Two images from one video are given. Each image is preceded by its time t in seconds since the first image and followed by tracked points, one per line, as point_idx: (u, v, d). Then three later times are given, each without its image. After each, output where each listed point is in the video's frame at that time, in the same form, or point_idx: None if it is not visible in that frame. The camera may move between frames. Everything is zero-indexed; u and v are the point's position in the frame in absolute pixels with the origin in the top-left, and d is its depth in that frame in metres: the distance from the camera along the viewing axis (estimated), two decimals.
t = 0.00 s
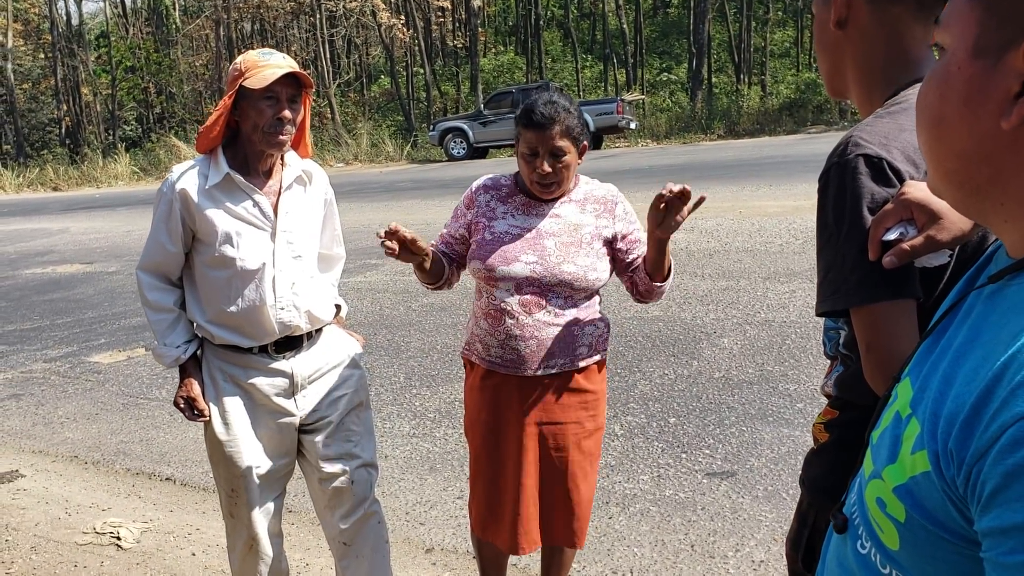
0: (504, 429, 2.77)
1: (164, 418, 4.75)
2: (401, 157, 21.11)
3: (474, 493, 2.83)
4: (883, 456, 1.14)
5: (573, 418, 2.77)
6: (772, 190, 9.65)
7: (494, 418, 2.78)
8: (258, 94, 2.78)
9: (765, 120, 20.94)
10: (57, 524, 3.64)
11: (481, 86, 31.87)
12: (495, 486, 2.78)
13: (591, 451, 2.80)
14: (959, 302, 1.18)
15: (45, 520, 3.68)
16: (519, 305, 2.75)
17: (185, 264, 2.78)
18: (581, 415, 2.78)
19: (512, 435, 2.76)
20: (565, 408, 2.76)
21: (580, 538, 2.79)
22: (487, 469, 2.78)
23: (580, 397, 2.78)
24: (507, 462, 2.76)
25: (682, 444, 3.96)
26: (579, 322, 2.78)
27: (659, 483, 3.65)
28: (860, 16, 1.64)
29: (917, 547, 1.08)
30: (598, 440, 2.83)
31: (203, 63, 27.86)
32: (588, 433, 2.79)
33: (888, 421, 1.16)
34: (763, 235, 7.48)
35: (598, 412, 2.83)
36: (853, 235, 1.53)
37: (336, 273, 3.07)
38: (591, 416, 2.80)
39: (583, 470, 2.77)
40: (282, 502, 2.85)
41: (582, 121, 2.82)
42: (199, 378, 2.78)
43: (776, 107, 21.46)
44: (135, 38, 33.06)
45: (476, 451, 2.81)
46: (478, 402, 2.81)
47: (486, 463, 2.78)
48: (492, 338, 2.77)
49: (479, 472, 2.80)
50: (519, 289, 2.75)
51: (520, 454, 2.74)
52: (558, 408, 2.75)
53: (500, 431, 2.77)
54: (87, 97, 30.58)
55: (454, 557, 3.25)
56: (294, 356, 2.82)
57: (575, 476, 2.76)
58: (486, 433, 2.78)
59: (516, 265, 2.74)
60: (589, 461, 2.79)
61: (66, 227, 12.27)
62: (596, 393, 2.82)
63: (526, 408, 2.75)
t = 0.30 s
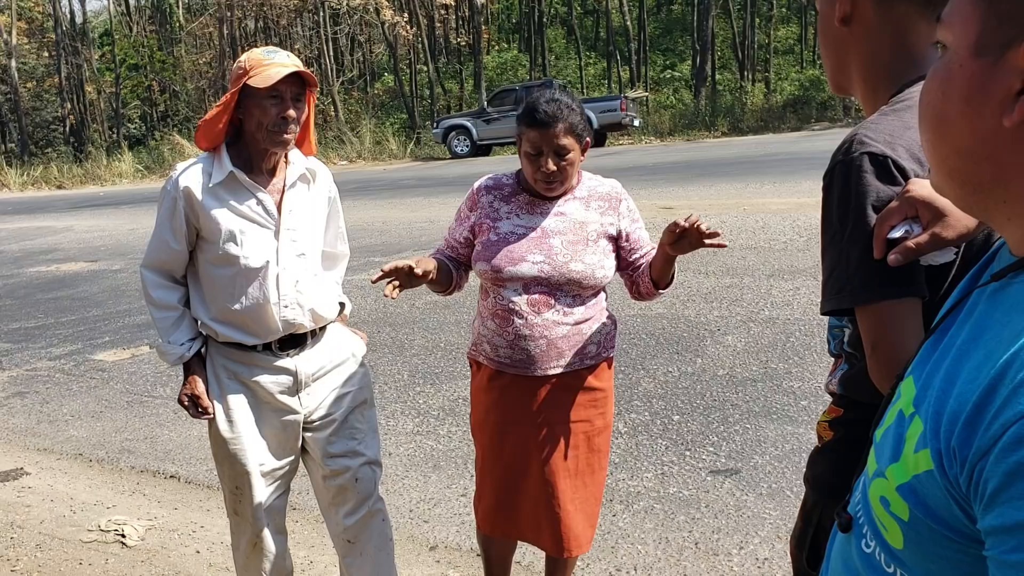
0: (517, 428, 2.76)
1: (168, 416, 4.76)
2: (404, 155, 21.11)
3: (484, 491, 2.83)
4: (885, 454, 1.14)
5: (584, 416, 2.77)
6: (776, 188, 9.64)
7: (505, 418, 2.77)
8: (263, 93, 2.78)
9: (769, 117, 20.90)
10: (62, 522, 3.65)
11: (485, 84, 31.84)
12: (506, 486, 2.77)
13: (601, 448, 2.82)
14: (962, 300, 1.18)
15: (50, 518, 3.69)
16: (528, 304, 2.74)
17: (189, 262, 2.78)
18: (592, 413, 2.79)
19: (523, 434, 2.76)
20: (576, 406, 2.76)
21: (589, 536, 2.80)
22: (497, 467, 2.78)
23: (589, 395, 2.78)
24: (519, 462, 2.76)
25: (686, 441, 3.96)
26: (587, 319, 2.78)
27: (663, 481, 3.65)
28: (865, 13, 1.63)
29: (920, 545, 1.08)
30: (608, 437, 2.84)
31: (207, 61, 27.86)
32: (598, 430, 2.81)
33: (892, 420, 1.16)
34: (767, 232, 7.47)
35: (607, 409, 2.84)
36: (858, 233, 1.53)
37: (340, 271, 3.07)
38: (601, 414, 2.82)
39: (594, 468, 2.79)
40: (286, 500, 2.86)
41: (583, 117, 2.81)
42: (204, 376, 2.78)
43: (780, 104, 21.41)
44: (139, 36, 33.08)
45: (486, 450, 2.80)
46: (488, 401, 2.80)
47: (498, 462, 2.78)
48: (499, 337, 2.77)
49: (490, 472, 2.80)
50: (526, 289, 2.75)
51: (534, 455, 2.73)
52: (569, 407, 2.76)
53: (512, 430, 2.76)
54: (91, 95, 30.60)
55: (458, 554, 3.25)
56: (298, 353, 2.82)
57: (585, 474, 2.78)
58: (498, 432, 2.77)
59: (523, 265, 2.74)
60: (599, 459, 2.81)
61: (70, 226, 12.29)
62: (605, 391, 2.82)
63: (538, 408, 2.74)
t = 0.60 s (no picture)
0: (516, 425, 2.76)
1: (169, 413, 4.76)
2: (404, 151, 21.09)
3: (484, 488, 2.83)
4: (887, 454, 1.14)
5: (583, 412, 2.77)
6: (776, 184, 9.62)
7: (505, 415, 2.77)
8: (267, 91, 2.77)
9: (769, 112, 20.86)
10: (62, 519, 3.65)
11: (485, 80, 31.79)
12: (505, 484, 2.78)
13: (602, 445, 2.81)
14: (964, 298, 1.18)
15: (51, 515, 3.69)
16: (527, 300, 2.74)
17: (189, 259, 2.78)
18: (591, 409, 2.79)
19: (522, 431, 2.76)
20: (576, 402, 2.76)
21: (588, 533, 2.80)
22: (499, 463, 2.79)
23: (589, 390, 2.78)
24: (518, 459, 2.76)
25: (686, 438, 3.96)
26: (587, 314, 2.77)
27: (663, 477, 3.65)
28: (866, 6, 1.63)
29: (923, 545, 1.08)
30: (609, 433, 2.84)
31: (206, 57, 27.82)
32: (598, 427, 2.80)
33: (894, 419, 1.15)
34: (767, 228, 7.46)
35: (607, 406, 2.83)
36: (859, 229, 1.53)
37: (340, 268, 3.06)
38: (601, 410, 2.81)
39: (594, 464, 2.79)
40: (287, 498, 2.86)
41: (578, 111, 2.85)
42: (204, 373, 2.78)
43: (780, 100, 21.36)
44: (138, 33, 33.04)
45: (487, 446, 2.80)
46: (488, 398, 2.80)
47: (498, 459, 2.78)
48: (499, 333, 2.77)
49: (490, 469, 2.80)
50: (526, 283, 2.75)
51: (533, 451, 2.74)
52: (568, 403, 2.76)
53: (512, 427, 2.77)
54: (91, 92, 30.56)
55: (458, 551, 3.25)
56: (299, 350, 2.82)
57: (585, 470, 2.78)
58: (497, 429, 2.78)
59: (522, 260, 2.74)
60: (599, 455, 2.81)
61: (69, 223, 12.28)
62: (605, 387, 2.82)
63: (537, 404, 2.74)
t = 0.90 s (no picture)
0: (511, 422, 2.76)
1: (169, 412, 4.76)
2: (405, 150, 21.09)
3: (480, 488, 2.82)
4: (894, 457, 1.13)
5: (578, 410, 2.76)
6: (777, 183, 9.61)
7: (500, 413, 2.77)
8: (272, 91, 2.76)
9: (770, 112, 20.82)
10: (63, 518, 3.65)
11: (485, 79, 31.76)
12: (500, 482, 2.77)
13: (596, 444, 2.80)
14: (971, 299, 1.17)
15: (51, 513, 3.69)
16: (523, 297, 2.73)
17: (191, 258, 2.77)
18: (586, 407, 2.77)
19: (516, 429, 2.76)
20: (570, 400, 2.75)
21: (582, 532, 2.79)
22: (494, 462, 2.78)
23: (583, 388, 2.77)
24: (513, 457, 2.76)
25: (687, 437, 3.95)
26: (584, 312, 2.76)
27: (664, 476, 3.64)
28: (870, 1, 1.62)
29: (930, 548, 1.07)
30: (603, 432, 2.82)
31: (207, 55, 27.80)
32: (592, 425, 2.79)
33: (901, 421, 1.15)
34: (768, 227, 7.45)
35: (602, 404, 2.82)
36: (861, 227, 1.52)
37: (341, 267, 3.06)
38: (596, 409, 2.80)
39: (588, 463, 2.78)
40: (287, 496, 2.85)
41: (577, 107, 2.86)
42: (205, 371, 2.77)
43: (781, 99, 21.32)
44: (139, 31, 33.04)
45: (482, 444, 2.80)
46: (483, 396, 2.80)
47: (493, 457, 2.77)
48: (495, 329, 2.76)
49: (485, 467, 2.79)
50: (521, 279, 2.74)
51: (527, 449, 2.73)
52: (562, 400, 2.75)
53: (506, 424, 2.77)
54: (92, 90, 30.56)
55: (459, 550, 3.25)
56: (300, 349, 2.82)
57: (579, 468, 2.77)
58: (492, 428, 2.77)
59: (519, 257, 2.73)
60: (593, 454, 2.79)
61: (70, 221, 12.28)
62: (601, 386, 2.81)
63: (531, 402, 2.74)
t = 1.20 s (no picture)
0: (507, 422, 2.76)
1: (169, 412, 4.76)
2: (405, 150, 21.09)
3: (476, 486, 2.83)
4: (898, 462, 1.13)
5: (575, 410, 2.76)
6: (778, 184, 9.61)
7: (497, 412, 2.76)
8: (275, 94, 2.76)
9: (771, 112, 20.81)
10: (62, 518, 3.64)
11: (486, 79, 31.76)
12: (496, 481, 2.77)
13: (593, 445, 2.79)
14: (976, 303, 1.17)
15: (51, 513, 3.69)
16: (522, 297, 2.73)
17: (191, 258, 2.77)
18: (583, 408, 2.77)
19: (513, 430, 2.75)
20: (567, 400, 2.75)
21: (577, 533, 2.79)
22: (491, 461, 2.78)
23: (581, 388, 2.76)
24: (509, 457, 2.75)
25: (687, 438, 3.95)
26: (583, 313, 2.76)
27: (664, 477, 3.64)
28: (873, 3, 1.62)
29: (934, 554, 1.07)
30: (600, 433, 2.82)
31: (208, 55, 27.80)
32: (590, 426, 2.78)
33: (904, 425, 1.14)
34: (769, 228, 7.45)
35: (601, 406, 2.82)
36: (862, 229, 1.52)
37: (341, 268, 3.05)
38: (594, 410, 2.79)
39: (585, 463, 2.77)
40: (287, 497, 2.85)
41: (580, 113, 2.84)
42: (205, 371, 2.77)
43: (781, 100, 21.32)
44: (140, 31, 33.03)
45: (479, 442, 2.79)
46: (481, 395, 2.79)
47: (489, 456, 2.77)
48: (493, 329, 2.76)
49: (481, 467, 2.79)
50: (520, 279, 2.74)
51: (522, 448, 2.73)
52: (558, 400, 2.75)
53: (503, 424, 2.76)
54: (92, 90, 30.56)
55: (459, 551, 3.24)
56: (300, 350, 2.81)
57: (576, 469, 2.76)
58: (489, 428, 2.77)
59: (519, 257, 2.73)
60: (589, 456, 2.78)
61: (70, 221, 12.28)
62: (599, 387, 2.80)
63: (527, 402, 2.74)
